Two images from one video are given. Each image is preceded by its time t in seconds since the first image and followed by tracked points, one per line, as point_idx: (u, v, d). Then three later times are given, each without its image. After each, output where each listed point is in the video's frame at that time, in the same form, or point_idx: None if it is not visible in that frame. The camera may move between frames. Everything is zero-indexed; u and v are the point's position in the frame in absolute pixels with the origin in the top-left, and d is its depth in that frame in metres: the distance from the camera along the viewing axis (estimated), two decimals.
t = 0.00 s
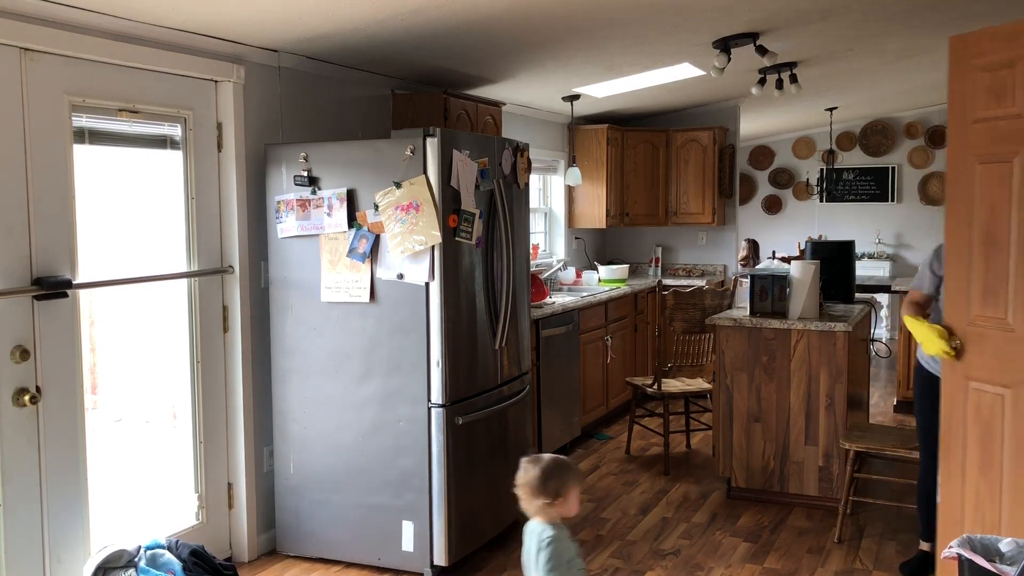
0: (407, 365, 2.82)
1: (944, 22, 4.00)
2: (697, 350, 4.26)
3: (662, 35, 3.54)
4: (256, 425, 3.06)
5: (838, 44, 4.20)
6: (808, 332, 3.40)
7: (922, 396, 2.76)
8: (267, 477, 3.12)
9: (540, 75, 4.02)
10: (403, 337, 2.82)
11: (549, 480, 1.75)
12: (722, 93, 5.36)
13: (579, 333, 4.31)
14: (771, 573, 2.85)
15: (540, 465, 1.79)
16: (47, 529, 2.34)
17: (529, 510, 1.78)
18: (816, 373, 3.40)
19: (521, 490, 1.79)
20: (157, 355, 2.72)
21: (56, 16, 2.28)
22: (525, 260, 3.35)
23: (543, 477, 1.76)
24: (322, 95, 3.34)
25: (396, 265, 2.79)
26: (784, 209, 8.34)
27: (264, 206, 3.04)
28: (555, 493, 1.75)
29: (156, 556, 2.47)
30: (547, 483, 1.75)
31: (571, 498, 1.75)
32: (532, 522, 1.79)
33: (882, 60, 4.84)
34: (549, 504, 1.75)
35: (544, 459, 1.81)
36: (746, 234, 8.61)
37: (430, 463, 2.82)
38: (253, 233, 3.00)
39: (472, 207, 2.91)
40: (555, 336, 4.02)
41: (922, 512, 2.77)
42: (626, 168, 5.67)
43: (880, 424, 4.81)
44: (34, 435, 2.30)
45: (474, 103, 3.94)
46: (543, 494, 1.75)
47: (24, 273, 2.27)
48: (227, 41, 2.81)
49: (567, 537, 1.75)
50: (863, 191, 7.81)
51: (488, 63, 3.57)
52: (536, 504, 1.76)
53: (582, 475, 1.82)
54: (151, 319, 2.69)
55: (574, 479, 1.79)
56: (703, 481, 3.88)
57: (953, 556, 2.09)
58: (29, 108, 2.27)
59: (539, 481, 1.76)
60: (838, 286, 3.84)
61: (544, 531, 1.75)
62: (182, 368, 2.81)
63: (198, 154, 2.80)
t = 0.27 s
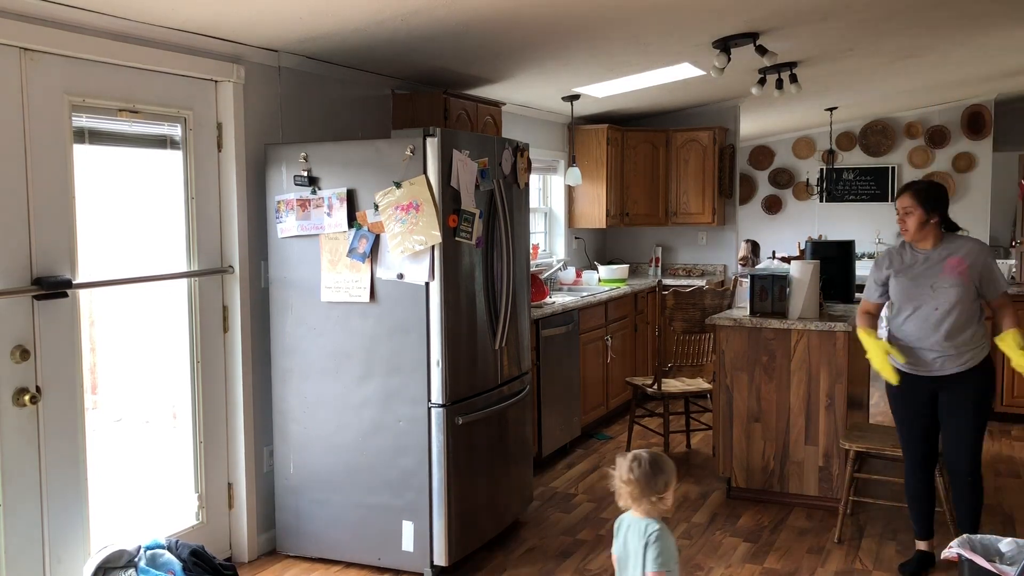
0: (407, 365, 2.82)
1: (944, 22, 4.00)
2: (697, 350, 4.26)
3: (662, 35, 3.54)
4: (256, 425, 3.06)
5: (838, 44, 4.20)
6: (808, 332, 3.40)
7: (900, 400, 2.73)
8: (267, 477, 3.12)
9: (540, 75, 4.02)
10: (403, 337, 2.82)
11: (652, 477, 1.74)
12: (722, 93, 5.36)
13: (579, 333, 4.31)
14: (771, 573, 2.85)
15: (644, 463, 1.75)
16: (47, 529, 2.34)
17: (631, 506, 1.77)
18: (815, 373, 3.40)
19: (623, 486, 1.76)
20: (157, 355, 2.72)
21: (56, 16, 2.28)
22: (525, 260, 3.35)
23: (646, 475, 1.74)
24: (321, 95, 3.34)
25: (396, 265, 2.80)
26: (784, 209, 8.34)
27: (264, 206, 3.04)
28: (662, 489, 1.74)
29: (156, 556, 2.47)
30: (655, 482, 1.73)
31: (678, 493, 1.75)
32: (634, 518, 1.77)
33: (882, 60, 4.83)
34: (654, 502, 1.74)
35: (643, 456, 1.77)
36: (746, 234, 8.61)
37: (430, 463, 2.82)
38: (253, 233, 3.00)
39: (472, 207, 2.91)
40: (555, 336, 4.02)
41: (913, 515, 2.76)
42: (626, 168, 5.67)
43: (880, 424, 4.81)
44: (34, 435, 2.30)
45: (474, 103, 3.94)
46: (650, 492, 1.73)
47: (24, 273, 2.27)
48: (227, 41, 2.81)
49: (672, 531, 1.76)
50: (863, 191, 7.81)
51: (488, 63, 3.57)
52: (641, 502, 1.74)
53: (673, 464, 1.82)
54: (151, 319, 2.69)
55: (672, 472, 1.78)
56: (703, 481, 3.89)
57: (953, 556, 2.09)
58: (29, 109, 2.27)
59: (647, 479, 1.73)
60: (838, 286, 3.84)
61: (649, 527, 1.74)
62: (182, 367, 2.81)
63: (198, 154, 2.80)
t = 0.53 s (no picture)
0: (407, 365, 2.82)
1: (945, 21, 3.99)
2: (697, 349, 4.26)
3: (662, 35, 3.54)
4: (256, 425, 3.06)
5: (838, 44, 4.19)
6: (808, 332, 3.39)
7: (883, 401, 2.73)
8: (267, 477, 3.12)
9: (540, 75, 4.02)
10: (403, 337, 2.81)
11: (684, 468, 1.90)
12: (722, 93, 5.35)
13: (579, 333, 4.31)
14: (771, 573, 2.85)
15: (676, 453, 1.94)
16: (47, 529, 2.34)
17: (665, 494, 1.94)
18: (816, 373, 3.40)
19: (657, 473, 1.96)
20: (157, 355, 2.71)
21: (56, 16, 2.28)
22: (525, 259, 3.35)
23: (678, 465, 1.91)
24: (321, 95, 3.33)
25: (396, 265, 2.80)
26: (784, 209, 8.35)
27: (264, 206, 3.04)
28: (692, 480, 1.90)
29: (156, 556, 2.46)
30: (683, 472, 1.90)
31: (709, 484, 1.89)
32: (669, 504, 1.95)
33: (883, 59, 4.83)
34: (685, 491, 1.90)
35: (678, 447, 1.96)
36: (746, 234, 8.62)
37: (430, 463, 2.82)
38: (253, 233, 3.00)
39: (472, 207, 2.91)
40: (555, 336, 4.02)
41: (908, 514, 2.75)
42: (626, 168, 5.67)
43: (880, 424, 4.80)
44: (34, 435, 2.30)
45: (474, 103, 3.93)
46: (682, 481, 1.90)
47: (24, 273, 2.27)
48: (227, 41, 2.81)
49: (705, 520, 1.90)
50: (863, 191, 7.81)
51: (488, 63, 3.56)
52: (673, 491, 1.92)
53: (716, 460, 1.96)
54: (150, 319, 2.69)
55: (709, 466, 1.93)
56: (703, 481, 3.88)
57: (953, 556, 2.09)
58: (30, 109, 2.27)
59: (675, 469, 1.91)
60: (838, 286, 3.83)
61: (681, 513, 1.91)
62: (182, 367, 2.81)
63: (198, 154, 2.80)
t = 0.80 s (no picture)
0: (407, 365, 2.82)
1: (945, 22, 3.99)
2: (697, 349, 4.26)
3: (661, 35, 3.54)
4: (256, 425, 3.06)
5: (838, 44, 4.19)
6: (808, 332, 3.39)
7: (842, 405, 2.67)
8: (267, 477, 3.12)
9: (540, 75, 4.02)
10: (403, 337, 2.82)
11: (719, 475, 1.96)
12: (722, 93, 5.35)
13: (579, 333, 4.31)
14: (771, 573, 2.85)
15: (712, 459, 2.00)
16: (47, 529, 2.34)
17: (701, 499, 2.01)
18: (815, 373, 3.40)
19: (692, 478, 2.03)
20: (157, 355, 2.71)
21: (56, 16, 2.28)
22: (525, 259, 3.35)
23: (713, 472, 1.97)
24: (321, 95, 3.33)
25: (396, 265, 2.80)
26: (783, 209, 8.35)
27: (264, 206, 3.04)
28: (725, 487, 1.95)
29: (156, 556, 2.47)
30: (716, 478, 1.96)
31: (744, 491, 1.95)
32: (703, 510, 2.01)
33: (882, 59, 4.83)
34: (720, 498, 1.96)
35: (714, 454, 2.02)
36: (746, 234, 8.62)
37: (430, 463, 2.82)
38: (253, 233, 3.00)
39: (472, 207, 2.91)
40: (555, 336, 4.02)
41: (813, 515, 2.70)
42: (626, 168, 5.67)
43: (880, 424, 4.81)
44: (34, 434, 2.30)
45: (474, 103, 3.94)
46: (716, 487, 1.96)
47: (24, 273, 2.27)
48: (227, 41, 2.81)
49: (738, 528, 1.95)
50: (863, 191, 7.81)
51: (488, 63, 3.57)
52: (708, 496, 1.98)
53: (752, 471, 2.02)
54: (150, 319, 2.69)
55: (744, 474, 1.98)
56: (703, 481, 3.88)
57: (953, 556, 2.09)
58: (30, 109, 2.27)
59: (709, 474, 1.98)
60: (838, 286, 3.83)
61: (714, 519, 1.97)
62: (182, 367, 2.81)
63: (198, 154, 2.80)
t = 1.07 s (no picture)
0: (407, 365, 2.82)
1: (945, 22, 3.99)
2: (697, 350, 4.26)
3: (661, 35, 3.54)
4: (256, 425, 3.06)
5: (838, 44, 4.19)
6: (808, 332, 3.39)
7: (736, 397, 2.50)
8: (267, 477, 3.12)
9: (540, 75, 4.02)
10: (403, 337, 2.82)
11: (773, 482, 1.95)
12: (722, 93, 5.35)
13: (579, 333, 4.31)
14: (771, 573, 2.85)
15: (766, 466, 1.99)
16: (47, 529, 2.34)
17: (756, 506, 2.00)
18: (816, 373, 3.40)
19: (746, 484, 2.02)
20: (157, 355, 2.71)
21: (56, 16, 2.28)
22: (525, 259, 3.35)
23: (767, 480, 1.96)
24: (321, 94, 3.33)
25: (396, 265, 2.80)
26: (783, 209, 8.34)
27: (264, 206, 3.04)
28: (781, 495, 1.95)
29: (156, 556, 2.47)
30: (771, 486, 1.95)
31: (802, 499, 1.94)
32: (759, 516, 2.01)
33: (883, 59, 4.83)
34: (776, 505, 1.96)
35: (768, 460, 2.00)
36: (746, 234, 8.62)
37: (430, 463, 2.82)
38: (253, 232, 3.00)
39: (472, 207, 2.91)
40: (555, 336, 4.02)
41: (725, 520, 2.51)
42: (626, 169, 5.67)
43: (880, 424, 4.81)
44: (35, 434, 2.30)
45: (474, 103, 3.93)
46: (772, 495, 1.95)
47: (24, 273, 2.27)
48: (227, 41, 2.81)
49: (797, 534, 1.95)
50: (863, 191, 7.81)
51: (488, 63, 3.56)
52: (763, 503, 1.97)
53: (808, 474, 2.00)
54: (151, 319, 2.69)
55: (800, 479, 1.97)
56: (703, 481, 3.88)
57: (953, 557, 2.10)
58: (30, 109, 2.27)
59: (763, 482, 1.97)
60: (838, 286, 3.83)
61: (772, 526, 1.97)
62: (182, 367, 2.81)
63: (198, 154, 2.80)
